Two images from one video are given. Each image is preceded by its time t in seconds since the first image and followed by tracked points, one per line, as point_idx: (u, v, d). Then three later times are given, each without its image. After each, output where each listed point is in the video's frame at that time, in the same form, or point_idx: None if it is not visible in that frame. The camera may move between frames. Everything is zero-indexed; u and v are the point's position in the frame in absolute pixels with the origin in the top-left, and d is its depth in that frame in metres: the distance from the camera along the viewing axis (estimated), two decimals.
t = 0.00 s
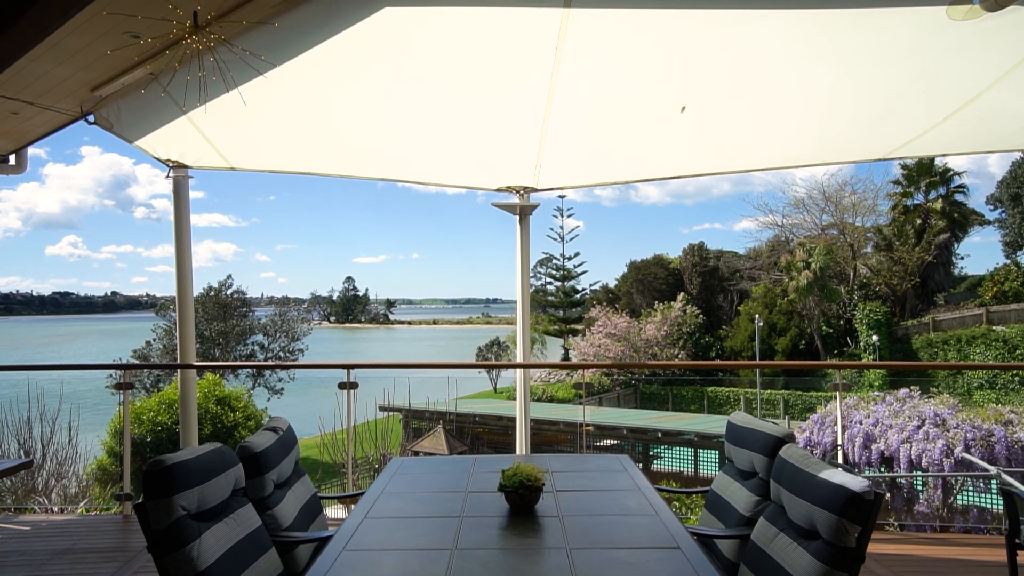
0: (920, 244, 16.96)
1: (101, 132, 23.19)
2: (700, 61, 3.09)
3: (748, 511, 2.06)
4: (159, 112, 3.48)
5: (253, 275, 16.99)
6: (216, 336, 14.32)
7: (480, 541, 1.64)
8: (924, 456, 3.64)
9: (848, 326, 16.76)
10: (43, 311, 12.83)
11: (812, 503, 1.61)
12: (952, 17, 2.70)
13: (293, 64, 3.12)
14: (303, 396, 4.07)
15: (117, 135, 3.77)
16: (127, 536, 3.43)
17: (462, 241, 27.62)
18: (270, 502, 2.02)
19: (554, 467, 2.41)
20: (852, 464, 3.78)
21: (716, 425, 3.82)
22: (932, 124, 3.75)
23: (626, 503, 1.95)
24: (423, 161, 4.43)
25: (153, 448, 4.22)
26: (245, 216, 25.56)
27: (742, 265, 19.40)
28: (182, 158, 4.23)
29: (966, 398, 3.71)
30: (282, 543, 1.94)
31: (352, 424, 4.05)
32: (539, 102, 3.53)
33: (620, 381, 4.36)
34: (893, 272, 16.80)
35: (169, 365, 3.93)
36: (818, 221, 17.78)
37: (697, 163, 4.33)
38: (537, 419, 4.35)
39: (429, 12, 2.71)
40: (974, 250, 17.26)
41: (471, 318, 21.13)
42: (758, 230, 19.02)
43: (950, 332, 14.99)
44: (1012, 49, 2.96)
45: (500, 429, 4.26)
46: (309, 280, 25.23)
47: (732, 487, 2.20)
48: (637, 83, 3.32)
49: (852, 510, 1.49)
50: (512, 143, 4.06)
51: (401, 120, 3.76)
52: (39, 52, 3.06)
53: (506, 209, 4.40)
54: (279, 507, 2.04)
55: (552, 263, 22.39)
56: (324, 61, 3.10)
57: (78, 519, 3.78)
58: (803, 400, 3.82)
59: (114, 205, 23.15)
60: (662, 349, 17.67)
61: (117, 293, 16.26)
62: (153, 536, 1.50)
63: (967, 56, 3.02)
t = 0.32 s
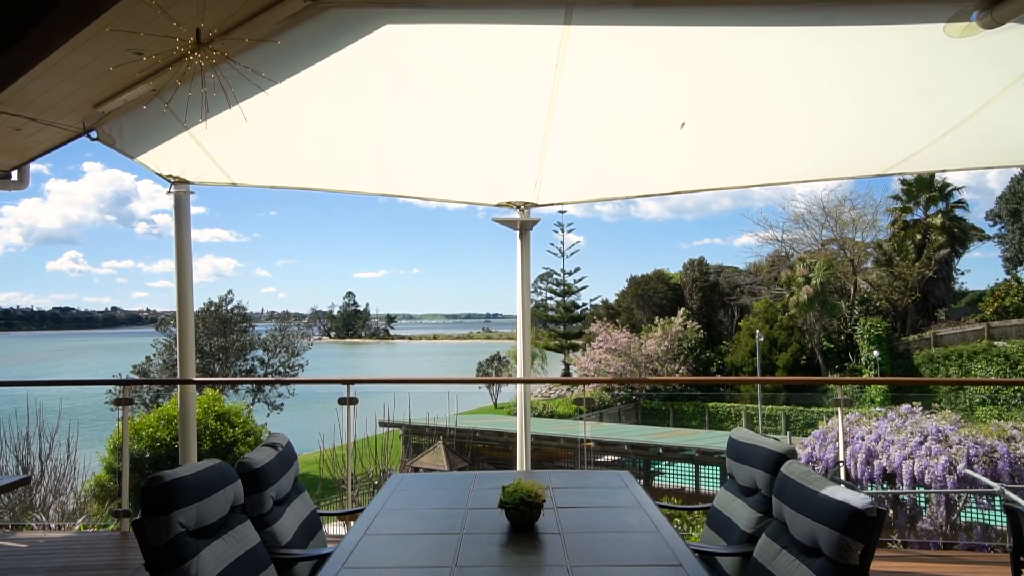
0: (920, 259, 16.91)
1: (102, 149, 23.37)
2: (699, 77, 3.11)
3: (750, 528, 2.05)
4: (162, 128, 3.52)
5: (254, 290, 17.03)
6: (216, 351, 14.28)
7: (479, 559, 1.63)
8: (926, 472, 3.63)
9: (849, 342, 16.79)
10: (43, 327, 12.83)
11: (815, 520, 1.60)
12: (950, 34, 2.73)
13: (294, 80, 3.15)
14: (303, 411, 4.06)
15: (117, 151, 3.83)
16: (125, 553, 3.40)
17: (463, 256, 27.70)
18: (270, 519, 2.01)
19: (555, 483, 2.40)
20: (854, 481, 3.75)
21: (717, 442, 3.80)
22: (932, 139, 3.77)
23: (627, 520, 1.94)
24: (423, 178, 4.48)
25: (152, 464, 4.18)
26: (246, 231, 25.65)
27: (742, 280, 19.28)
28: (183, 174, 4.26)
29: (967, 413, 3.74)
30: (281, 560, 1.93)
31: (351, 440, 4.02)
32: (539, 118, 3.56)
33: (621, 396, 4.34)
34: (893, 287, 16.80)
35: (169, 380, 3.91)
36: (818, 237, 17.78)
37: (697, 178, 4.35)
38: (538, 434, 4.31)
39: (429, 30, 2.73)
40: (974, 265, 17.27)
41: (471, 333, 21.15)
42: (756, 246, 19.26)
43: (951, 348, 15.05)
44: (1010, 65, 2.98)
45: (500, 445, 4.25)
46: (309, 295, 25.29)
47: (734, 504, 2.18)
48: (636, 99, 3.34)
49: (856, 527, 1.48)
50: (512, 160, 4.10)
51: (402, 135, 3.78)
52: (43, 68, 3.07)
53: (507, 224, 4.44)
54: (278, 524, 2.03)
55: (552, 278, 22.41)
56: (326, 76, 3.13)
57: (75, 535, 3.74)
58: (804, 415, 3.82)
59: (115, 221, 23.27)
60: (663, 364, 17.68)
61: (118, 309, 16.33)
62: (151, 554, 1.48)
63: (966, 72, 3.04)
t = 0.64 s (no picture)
0: (920, 274, 16.95)
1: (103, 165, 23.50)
2: (699, 93, 3.14)
3: (752, 545, 2.03)
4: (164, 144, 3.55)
5: (254, 305, 17.03)
6: (216, 366, 14.24)
7: None
8: (929, 488, 3.60)
9: (851, 356, 16.79)
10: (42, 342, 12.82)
11: (817, 537, 1.59)
12: (946, 51, 2.75)
13: (296, 96, 3.18)
14: (302, 426, 4.04)
15: (120, 166, 3.90)
16: (123, 569, 3.39)
17: (463, 271, 27.75)
18: (268, 536, 1.99)
19: (555, 499, 2.38)
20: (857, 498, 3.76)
21: (717, 458, 3.78)
22: (931, 156, 3.80)
23: (628, 537, 1.93)
24: (424, 194, 4.50)
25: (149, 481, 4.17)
26: (246, 246, 25.69)
27: (743, 295, 19.13)
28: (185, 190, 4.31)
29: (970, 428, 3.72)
30: None
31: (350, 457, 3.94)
32: (539, 134, 3.58)
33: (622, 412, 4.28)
34: (895, 303, 16.78)
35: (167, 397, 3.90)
36: (818, 252, 17.79)
37: (697, 194, 4.38)
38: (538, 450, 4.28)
39: (430, 46, 2.76)
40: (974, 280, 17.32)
41: (472, 348, 21.16)
42: (755, 261, 19.30)
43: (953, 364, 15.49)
44: (1006, 82, 3.01)
45: (500, 461, 4.29)
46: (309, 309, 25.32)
47: (736, 520, 2.17)
48: (636, 116, 3.37)
49: (858, 544, 1.47)
50: (511, 176, 4.13)
51: (403, 152, 3.82)
52: (44, 86, 3.08)
53: (507, 239, 4.47)
54: (276, 541, 2.01)
55: (552, 293, 22.38)
56: (326, 93, 3.15)
57: (71, 553, 3.72)
58: (805, 431, 3.82)
59: (116, 236, 23.34)
60: (663, 380, 17.67)
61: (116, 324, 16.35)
62: (149, 571, 1.47)
63: (963, 88, 3.06)
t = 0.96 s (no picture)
0: (921, 289, 16.95)
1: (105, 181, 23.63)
2: (698, 110, 3.17)
3: (754, 563, 2.00)
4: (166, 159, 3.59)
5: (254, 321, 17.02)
6: (215, 382, 14.19)
7: None
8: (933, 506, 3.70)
9: (851, 372, 16.79)
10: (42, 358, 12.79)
11: (819, 555, 1.57)
12: (945, 68, 2.78)
13: (298, 112, 3.21)
14: (302, 442, 4.00)
15: (121, 181, 3.93)
16: None
17: (464, 286, 27.80)
18: (266, 554, 1.97)
19: (555, 516, 2.37)
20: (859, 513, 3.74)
21: (718, 474, 3.75)
22: (930, 171, 3.82)
23: (628, 554, 1.91)
24: (424, 210, 4.53)
25: (148, 497, 4.14)
26: (247, 262, 25.75)
27: (743, 310, 19.12)
28: (186, 205, 4.34)
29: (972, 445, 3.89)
30: None
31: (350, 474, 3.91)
32: (539, 150, 3.61)
33: (623, 428, 4.31)
34: (895, 318, 16.77)
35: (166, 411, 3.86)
36: (818, 267, 17.79)
37: (696, 210, 4.40)
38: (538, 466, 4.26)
39: (433, 62, 2.79)
40: (976, 295, 17.16)
41: (472, 363, 21.16)
42: (756, 276, 19.24)
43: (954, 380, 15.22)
44: (1004, 98, 3.03)
45: (500, 477, 4.21)
46: (309, 324, 25.33)
47: (737, 536, 2.16)
48: (635, 132, 3.39)
49: (862, 563, 1.45)
50: (511, 192, 4.15)
51: (403, 168, 3.85)
52: (45, 103, 3.09)
53: (507, 254, 4.49)
54: (275, 558, 1.99)
55: (552, 308, 22.35)
56: (329, 109, 3.18)
57: (67, 572, 3.71)
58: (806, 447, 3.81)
59: (117, 251, 23.44)
60: (664, 396, 17.64)
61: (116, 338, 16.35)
62: None
63: (961, 104, 3.08)
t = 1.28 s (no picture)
0: (921, 304, 16.97)
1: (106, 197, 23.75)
2: (696, 126, 3.20)
3: None
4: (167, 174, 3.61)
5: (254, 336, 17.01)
6: (214, 398, 14.15)
7: None
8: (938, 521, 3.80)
9: (852, 388, 16.77)
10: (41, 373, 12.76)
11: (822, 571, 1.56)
12: (942, 84, 2.80)
13: (300, 128, 3.24)
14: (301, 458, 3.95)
15: (122, 197, 3.95)
16: None
17: (465, 302, 27.87)
18: (264, 571, 1.95)
19: (555, 533, 2.35)
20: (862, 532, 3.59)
21: (721, 491, 3.73)
22: (928, 187, 3.85)
23: (628, 571, 1.90)
24: (425, 225, 4.55)
25: (147, 514, 4.10)
26: (247, 277, 25.78)
27: (742, 325, 19.27)
28: (186, 220, 4.36)
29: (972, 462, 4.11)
30: None
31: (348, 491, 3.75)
32: (538, 166, 3.64)
33: (624, 444, 4.34)
34: (896, 333, 16.78)
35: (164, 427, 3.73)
36: (818, 283, 17.77)
37: (696, 225, 4.42)
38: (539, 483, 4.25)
39: (434, 78, 2.81)
40: (975, 311, 17.32)
41: (472, 379, 21.15)
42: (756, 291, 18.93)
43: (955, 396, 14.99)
44: (1001, 114, 3.06)
45: (500, 493, 4.32)
46: (308, 340, 25.33)
47: (739, 553, 2.14)
48: (634, 148, 3.42)
49: None
50: (510, 207, 4.18)
51: (404, 184, 3.87)
52: (47, 120, 3.11)
53: (507, 270, 4.50)
54: None
55: (552, 323, 22.22)
56: (331, 125, 3.21)
57: None
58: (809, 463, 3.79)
59: (116, 266, 23.51)
60: (665, 411, 17.59)
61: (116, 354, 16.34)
62: None
63: (957, 120, 3.11)
